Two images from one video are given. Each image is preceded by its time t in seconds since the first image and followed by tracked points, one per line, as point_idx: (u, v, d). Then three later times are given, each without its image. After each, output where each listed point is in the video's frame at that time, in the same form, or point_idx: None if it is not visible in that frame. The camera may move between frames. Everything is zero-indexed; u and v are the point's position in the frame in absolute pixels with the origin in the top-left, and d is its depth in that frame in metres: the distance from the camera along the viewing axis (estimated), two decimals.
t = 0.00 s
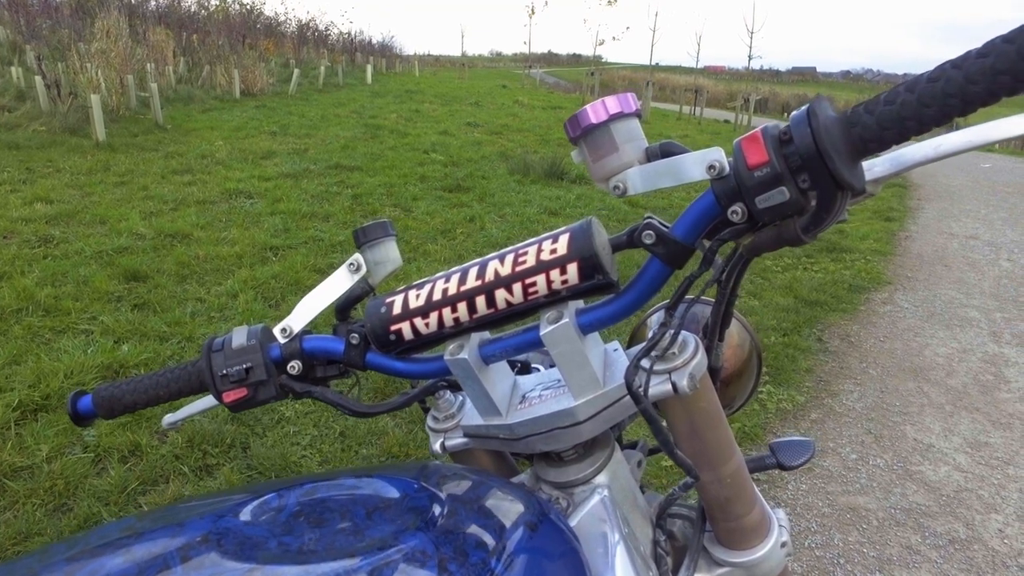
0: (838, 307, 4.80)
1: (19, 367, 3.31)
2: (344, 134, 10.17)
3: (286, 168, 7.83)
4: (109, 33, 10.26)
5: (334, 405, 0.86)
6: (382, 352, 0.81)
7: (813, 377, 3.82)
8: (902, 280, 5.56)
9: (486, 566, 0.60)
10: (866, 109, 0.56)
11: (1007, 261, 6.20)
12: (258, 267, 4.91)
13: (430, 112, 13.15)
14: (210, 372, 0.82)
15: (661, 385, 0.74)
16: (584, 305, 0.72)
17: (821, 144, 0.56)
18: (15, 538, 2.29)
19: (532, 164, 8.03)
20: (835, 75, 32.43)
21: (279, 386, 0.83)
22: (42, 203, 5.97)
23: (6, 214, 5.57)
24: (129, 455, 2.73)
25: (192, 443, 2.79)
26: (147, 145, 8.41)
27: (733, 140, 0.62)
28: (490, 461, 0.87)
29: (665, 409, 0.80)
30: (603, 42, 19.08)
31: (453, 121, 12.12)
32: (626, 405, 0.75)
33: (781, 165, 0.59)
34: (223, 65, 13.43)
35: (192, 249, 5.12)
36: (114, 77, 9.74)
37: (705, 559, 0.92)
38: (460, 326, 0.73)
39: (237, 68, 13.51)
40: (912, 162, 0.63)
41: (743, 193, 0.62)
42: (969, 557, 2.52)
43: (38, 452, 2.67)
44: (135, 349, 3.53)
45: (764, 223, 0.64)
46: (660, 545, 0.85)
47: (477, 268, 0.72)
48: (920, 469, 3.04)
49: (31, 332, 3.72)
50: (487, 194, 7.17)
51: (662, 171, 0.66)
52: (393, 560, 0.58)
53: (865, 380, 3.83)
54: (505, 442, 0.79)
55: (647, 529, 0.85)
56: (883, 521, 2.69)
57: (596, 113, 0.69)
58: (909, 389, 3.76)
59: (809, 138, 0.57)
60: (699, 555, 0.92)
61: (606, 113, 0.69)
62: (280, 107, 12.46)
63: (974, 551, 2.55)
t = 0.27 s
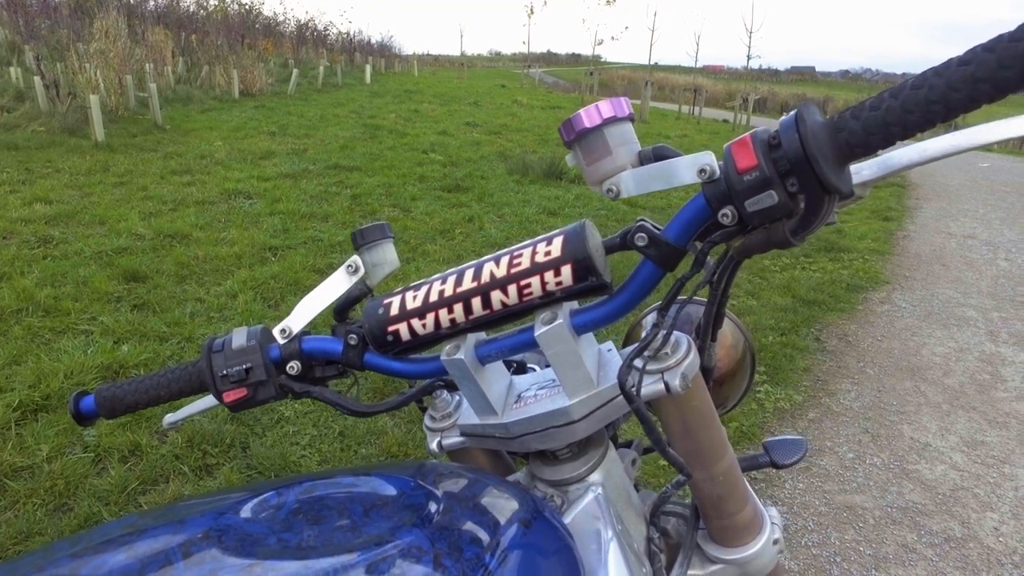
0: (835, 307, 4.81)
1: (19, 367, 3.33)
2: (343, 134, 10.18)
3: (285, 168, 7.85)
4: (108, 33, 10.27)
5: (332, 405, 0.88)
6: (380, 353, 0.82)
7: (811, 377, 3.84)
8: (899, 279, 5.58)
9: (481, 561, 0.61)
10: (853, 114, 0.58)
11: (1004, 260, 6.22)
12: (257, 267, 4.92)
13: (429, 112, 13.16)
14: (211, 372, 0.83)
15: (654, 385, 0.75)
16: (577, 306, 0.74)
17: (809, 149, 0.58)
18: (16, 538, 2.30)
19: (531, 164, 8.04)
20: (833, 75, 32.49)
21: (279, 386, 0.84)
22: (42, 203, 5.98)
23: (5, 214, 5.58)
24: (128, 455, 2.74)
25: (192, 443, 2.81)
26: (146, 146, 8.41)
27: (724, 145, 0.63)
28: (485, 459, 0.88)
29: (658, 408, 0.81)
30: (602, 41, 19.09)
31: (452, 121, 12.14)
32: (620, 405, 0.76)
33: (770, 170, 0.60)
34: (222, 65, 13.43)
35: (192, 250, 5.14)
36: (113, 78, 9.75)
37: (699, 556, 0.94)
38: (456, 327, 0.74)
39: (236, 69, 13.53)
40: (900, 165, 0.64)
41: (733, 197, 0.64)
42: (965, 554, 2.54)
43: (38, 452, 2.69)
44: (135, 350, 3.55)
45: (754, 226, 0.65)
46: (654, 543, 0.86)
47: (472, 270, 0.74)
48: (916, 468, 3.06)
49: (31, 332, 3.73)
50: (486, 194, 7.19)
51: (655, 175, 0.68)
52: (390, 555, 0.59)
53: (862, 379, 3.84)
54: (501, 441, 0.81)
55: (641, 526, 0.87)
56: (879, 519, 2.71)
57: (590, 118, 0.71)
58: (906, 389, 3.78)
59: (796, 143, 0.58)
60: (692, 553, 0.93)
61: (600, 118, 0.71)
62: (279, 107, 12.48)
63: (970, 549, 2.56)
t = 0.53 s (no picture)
0: (832, 307, 4.84)
1: (20, 368, 3.36)
2: (342, 135, 10.21)
3: (284, 169, 7.87)
4: (107, 34, 10.29)
5: (328, 408, 0.90)
6: (374, 357, 0.84)
7: (807, 377, 3.86)
8: (896, 279, 5.60)
9: (470, 559, 0.63)
10: (826, 129, 0.60)
11: (1001, 260, 6.25)
12: (257, 268, 4.95)
13: (429, 113, 13.19)
14: (210, 377, 0.85)
15: (640, 388, 0.77)
16: (565, 313, 0.76)
17: (785, 163, 0.60)
18: (17, 538, 2.33)
19: (529, 164, 8.07)
20: (833, 74, 32.54)
21: (276, 390, 0.87)
22: (42, 204, 6.00)
23: (6, 215, 5.60)
24: (129, 456, 2.77)
25: (192, 443, 2.83)
26: (146, 147, 8.44)
27: (704, 157, 0.65)
28: (477, 461, 0.90)
29: (645, 412, 0.83)
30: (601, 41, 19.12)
31: (451, 121, 12.17)
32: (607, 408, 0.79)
33: (747, 182, 0.62)
34: (221, 65, 13.46)
35: (191, 251, 5.16)
36: (112, 79, 9.77)
37: (686, 555, 0.96)
38: (448, 332, 0.77)
39: (235, 69, 13.55)
40: (875, 177, 0.66)
41: (713, 209, 0.66)
42: (957, 553, 2.57)
43: (39, 452, 2.72)
44: (135, 351, 3.57)
45: (734, 236, 0.67)
46: (642, 542, 0.89)
47: (463, 278, 0.76)
48: (911, 467, 3.08)
49: (31, 333, 3.76)
50: (484, 195, 7.22)
51: (639, 186, 0.70)
52: (380, 555, 0.61)
53: (858, 379, 3.87)
54: (492, 443, 0.83)
55: (629, 526, 0.89)
56: (873, 518, 2.73)
57: (577, 130, 0.73)
58: (902, 389, 3.80)
59: (773, 157, 0.61)
60: (680, 552, 0.96)
61: (587, 130, 0.73)
62: (278, 108, 12.51)
63: (962, 548, 2.59)
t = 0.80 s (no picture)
0: (827, 307, 4.87)
1: (20, 370, 3.40)
2: (341, 136, 10.25)
3: (283, 170, 7.91)
4: (106, 35, 10.32)
5: (322, 412, 0.93)
6: (366, 364, 0.87)
7: (801, 377, 3.89)
8: (891, 280, 5.64)
9: (455, 556, 0.66)
10: (793, 149, 0.63)
11: (996, 261, 6.29)
12: (255, 270, 4.98)
13: (427, 113, 13.22)
14: (207, 383, 0.88)
15: (621, 394, 0.80)
16: (549, 321, 0.79)
17: (754, 181, 0.63)
18: (18, 538, 2.38)
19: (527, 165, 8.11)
20: (831, 74, 32.60)
21: (271, 395, 0.89)
22: (41, 206, 6.03)
23: (5, 217, 5.63)
24: (128, 457, 2.82)
25: (191, 444, 2.88)
26: (144, 148, 8.47)
27: (679, 174, 0.68)
28: (466, 463, 0.93)
29: (627, 415, 0.86)
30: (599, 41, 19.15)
31: (449, 121, 12.20)
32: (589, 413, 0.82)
33: (719, 200, 0.65)
34: (220, 66, 13.48)
35: (190, 252, 5.19)
36: (111, 80, 9.79)
37: (670, 554, 1.00)
38: (436, 340, 0.80)
39: (233, 70, 13.58)
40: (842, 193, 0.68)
41: (687, 223, 0.69)
42: (946, 552, 2.60)
43: (39, 454, 2.76)
44: (134, 352, 3.61)
45: (707, 249, 0.70)
46: (626, 541, 0.92)
47: (450, 287, 0.79)
48: (903, 467, 3.11)
49: (31, 335, 3.78)
50: (482, 196, 7.25)
51: (617, 201, 0.73)
52: (367, 555, 0.64)
53: (852, 380, 3.90)
54: (480, 446, 0.86)
55: (613, 526, 0.92)
56: (865, 518, 2.76)
57: (559, 145, 0.76)
58: (895, 389, 3.84)
59: (742, 175, 0.64)
60: (664, 551, 0.99)
61: (568, 146, 0.76)
62: (277, 108, 12.54)
63: (951, 547, 2.62)
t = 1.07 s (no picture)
0: (822, 308, 4.91)
1: (20, 371, 3.43)
2: (339, 137, 10.28)
3: (281, 171, 7.94)
4: (104, 36, 10.34)
5: (313, 414, 0.95)
6: (355, 368, 0.90)
7: (796, 378, 3.93)
8: (887, 280, 5.67)
9: (437, 553, 0.69)
10: (758, 164, 0.66)
11: (991, 261, 6.32)
12: (253, 271, 5.01)
13: (426, 114, 13.26)
14: (202, 387, 0.91)
15: (601, 397, 0.83)
16: (531, 327, 0.82)
17: (721, 195, 0.66)
18: (19, 538, 2.41)
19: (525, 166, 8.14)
20: (830, 74, 32.63)
21: (264, 398, 0.92)
22: (40, 208, 6.06)
23: (4, 219, 5.66)
24: (127, 457, 2.86)
25: (189, 445, 2.92)
26: (143, 150, 8.49)
27: (652, 188, 0.71)
28: (454, 464, 0.96)
29: (608, 417, 0.89)
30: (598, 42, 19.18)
31: (447, 122, 12.23)
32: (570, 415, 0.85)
33: (690, 212, 0.68)
34: (219, 67, 13.51)
35: (189, 254, 5.22)
36: (109, 81, 9.82)
37: (652, 552, 1.03)
38: (422, 345, 0.83)
39: (232, 71, 13.62)
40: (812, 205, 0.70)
41: (660, 234, 0.72)
42: (936, 550, 2.63)
43: (39, 454, 2.80)
44: (133, 353, 3.64)
45: (680, 260, 0.73)
46: (609, 539, 0.95)
47: (436, 294, 0.82)
48: (894, 467, 3.14)
49: (31, 337, 3.81)
50: (480, 197, 7.27)
51: (595, 211, 0.76)
52: (352, 551, 0.68)
53: (846, 380, 3.93)
54: (465, 447, 0.89)
55: (596, 524, 0.95)
56: (856, 517, 2.80)
57: (539, 158, 0.79)
58: (888, 389, 3.87)
59: (711, 189, 0.67)
60: (646, 549, 1.02)
61: (548, 159, 0.79)
62: (276, 109, 12.58)
63: (941, 546, 2.66)
